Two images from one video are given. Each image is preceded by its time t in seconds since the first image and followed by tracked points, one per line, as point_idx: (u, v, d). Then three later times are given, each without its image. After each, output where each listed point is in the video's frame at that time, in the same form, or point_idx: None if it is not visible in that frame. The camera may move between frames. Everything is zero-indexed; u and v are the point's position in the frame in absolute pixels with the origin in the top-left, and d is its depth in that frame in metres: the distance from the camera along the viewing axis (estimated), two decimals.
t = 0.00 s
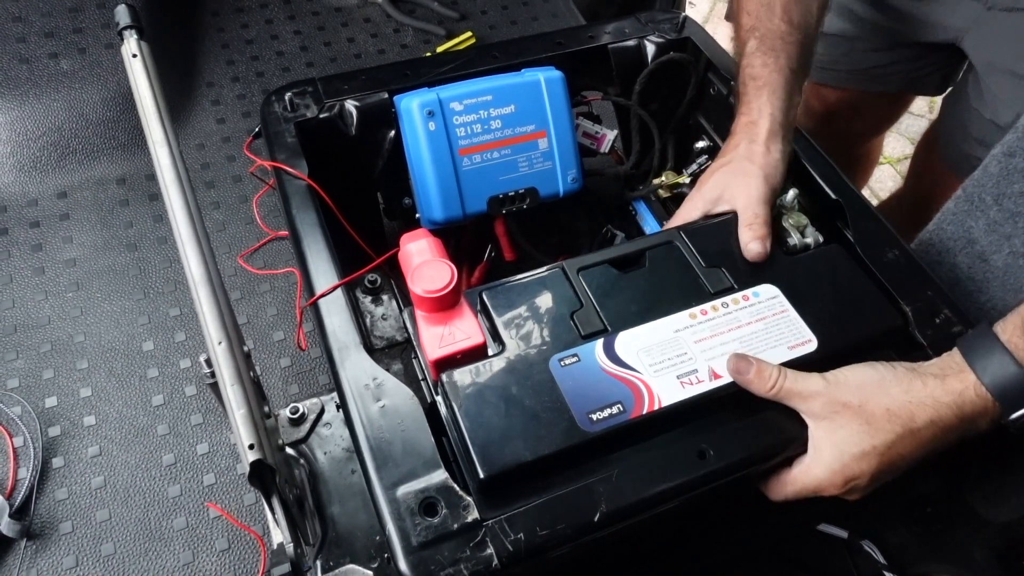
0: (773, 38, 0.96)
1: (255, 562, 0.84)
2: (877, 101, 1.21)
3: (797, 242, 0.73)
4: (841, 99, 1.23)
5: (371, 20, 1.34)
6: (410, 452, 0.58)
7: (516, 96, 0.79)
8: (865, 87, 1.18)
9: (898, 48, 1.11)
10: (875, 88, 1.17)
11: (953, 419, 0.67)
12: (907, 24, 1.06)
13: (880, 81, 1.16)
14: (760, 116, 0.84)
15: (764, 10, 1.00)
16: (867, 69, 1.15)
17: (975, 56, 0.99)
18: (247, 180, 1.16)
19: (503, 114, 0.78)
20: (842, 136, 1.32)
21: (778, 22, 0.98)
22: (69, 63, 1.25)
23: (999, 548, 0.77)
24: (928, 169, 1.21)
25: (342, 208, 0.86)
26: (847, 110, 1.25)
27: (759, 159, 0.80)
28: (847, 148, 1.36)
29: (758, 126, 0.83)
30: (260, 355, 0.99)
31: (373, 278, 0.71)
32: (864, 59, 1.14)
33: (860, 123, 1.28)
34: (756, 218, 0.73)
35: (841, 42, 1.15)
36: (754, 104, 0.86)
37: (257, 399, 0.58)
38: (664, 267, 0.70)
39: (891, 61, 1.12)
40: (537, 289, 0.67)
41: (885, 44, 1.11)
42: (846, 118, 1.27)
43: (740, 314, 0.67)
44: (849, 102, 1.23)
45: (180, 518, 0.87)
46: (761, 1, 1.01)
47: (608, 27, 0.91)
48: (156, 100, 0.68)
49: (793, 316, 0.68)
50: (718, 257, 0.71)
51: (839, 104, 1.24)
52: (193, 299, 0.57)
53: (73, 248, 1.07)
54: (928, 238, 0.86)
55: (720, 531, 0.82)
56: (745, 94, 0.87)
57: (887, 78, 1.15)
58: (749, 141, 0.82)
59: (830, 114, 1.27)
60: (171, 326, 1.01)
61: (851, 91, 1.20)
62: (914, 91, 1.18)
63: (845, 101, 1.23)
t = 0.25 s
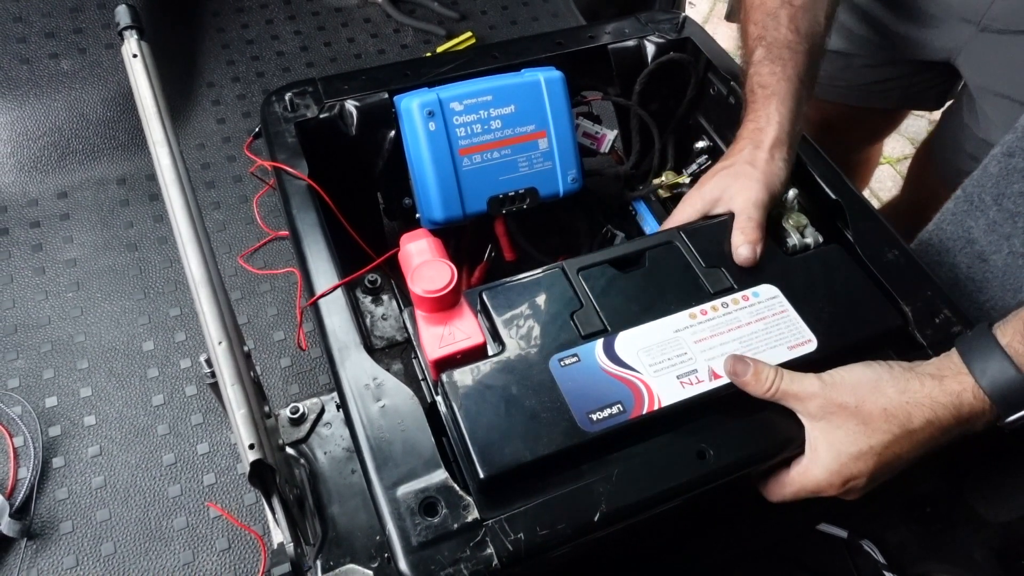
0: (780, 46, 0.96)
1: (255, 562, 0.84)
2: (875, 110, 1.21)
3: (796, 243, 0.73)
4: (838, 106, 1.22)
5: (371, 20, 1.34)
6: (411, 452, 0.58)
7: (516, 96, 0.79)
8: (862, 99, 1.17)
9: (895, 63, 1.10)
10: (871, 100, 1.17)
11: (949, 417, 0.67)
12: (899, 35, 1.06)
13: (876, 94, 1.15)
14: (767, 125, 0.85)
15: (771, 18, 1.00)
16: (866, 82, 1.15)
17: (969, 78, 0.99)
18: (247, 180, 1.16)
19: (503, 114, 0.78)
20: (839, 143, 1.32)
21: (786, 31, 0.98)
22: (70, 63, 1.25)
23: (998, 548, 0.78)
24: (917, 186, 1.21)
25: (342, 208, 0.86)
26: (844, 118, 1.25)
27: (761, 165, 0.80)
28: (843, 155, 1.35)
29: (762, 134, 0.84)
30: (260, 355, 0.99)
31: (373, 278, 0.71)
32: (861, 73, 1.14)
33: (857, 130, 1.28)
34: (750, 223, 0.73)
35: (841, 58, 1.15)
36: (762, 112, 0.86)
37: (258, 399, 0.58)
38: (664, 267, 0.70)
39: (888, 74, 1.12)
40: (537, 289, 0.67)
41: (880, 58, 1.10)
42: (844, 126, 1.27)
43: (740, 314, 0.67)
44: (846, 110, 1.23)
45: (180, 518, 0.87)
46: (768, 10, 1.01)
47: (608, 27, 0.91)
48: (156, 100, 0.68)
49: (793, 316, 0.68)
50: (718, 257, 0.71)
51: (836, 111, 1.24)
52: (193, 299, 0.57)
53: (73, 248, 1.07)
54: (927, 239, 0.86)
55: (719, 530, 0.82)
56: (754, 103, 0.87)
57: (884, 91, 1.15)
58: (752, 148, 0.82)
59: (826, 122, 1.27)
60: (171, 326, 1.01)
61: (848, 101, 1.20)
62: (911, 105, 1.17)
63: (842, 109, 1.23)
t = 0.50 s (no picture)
0: (781, 44, 0.95)
1: (255, 562, 0.84)
2: (883, 108, 1.21)
3: (796, 243, 0.73)
4: (846, 103, 1.23)
5: (371, 20, 1.34)
6: (411, 452, 0.58)
7: (516, 96, 0.79)
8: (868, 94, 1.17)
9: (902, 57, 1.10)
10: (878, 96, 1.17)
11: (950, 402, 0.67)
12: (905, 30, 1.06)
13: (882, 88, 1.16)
14: (767, 121, 0.84)
15: (773, 16, 0.99)
16: (874, 76, 1.15)
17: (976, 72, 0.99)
18: (247, 180, 1.16)
19: (503, 114, 0.78)
20: (844, 142, 1.32)
21: (788, 29, 0.97)
22: (69, 63, 1.25)
23: (999, 548, 0.77)
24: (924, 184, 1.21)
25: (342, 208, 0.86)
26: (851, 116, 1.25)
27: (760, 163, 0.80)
28: (849, 153, 1.36)
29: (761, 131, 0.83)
30: (260, 355, 0.99)
31: (373, 278, 0.71)
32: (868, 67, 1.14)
33: (864, 128, 1.28)
34: (749, 221, 0.73)
35: (849, 52, 1.15)
36: (762, 109, 0.85)
37: (258, 399, 0.58)
38: (664, 267, 0.70)
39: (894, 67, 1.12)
40: (537, 289, 0.67)
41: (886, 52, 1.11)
42: (850, 124, 1.28)
43: (739, 314, 0.67)
44: (854, 108, 1.23)
45: (180, 518, 0.87)
46: (772, 7, 1.00)
47: (608, 27, 0.91)
48: (156, 100, 0.68)
49: (793, 316, 0.68)
50: (717, 257, 0.71)
51: (843, 108, 1.24)
52: (193, 299, 0.57)
53: (73, 248, 1.07)
54: (927, 239, 0.86)
55: (720, 529, 0.82)
56: (753, 100, 0.86)
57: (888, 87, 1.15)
58: (752, 146, 0.81)
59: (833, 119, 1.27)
60: (171, 326, 1.01)
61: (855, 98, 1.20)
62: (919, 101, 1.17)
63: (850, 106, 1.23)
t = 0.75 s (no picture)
0: (772, 40, 0.94)
1: (255, 562, 0.84)
2: (888, 105, 1.21)
3: (796, 243, 0.72)
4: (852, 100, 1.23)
5: (371, 20, 1.34)
6: (410, 452, 0.58)
7: (516, 96, 0.79)
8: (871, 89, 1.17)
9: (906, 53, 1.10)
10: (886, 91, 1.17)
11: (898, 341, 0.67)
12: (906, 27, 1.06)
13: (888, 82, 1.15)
14: (759, 111, 0.84)
15: (766, 11, 0.97)
16: (879, 72, 1.14)
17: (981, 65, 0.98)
18: (247, 180, 1.16)
19: (503, 114, 0.78)
20: (846, 142, 1.32)
21: (780, 24, 0.96)
22: (69, 63, 1.25)
23: (999, 548, 0.78)
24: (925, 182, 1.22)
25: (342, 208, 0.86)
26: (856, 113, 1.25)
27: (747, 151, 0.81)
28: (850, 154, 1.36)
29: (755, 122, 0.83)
30: (260, 355, 0.99)
31: (373, 278, 0.71)
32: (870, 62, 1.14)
33: (867, 128, 1.28)
34: (728, 205, 0.74)
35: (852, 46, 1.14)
36: (755, 101, 0.85)
37: (258, 399, 0.58)
38: (664, 266, 0.70)
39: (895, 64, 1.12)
40: (537, 289, 0.67)
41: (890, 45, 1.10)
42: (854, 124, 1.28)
43: (739, 313, 0.67)
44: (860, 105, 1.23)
45: (180, 518, 0.87)
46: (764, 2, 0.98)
47: (608, 27, 0.91)
48: (156, 100, 0.68)
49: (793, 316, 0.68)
50: (717, 258, 0.71)
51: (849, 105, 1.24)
52: (193, 299, 0.57)
53: (72, 248, 1.07)
54: (927, 238, 0.86)
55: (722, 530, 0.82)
56: (744, 91, 0.86)
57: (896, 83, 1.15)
58: (740, 135, 0.82)
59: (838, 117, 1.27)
60: (171, 326, 1.01)
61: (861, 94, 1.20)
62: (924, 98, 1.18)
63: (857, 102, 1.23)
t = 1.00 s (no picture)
0: (750, 64, 0.90)
1: (255, 562, 0.84)
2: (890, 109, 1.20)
3: (794, 243, 0.72)
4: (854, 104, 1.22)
5: (371, 20, 1.34)
6: (410, 453, 0.58)
7: (516, 96, 0.79)
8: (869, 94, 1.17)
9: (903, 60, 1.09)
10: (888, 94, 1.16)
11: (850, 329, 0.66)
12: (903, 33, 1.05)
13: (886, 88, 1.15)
14: (730, 140, 0.83)
15: (743, 33, 0.92)
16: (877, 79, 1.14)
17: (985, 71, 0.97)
18: (247, 180, 1.16)
19: (503, 114, 0.78)
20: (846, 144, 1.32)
21: (759, 47, 0.92)
22: (69, 63, 1.25)
23: (999, 549, 0.79)
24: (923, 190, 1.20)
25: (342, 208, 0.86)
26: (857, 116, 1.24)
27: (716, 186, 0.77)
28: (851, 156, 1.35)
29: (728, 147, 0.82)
30: (260, 355, 0.99)
31: (373, 278, 0.71)
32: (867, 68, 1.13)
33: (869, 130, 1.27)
34: (681, 244, 0.70)
35: (852, 52, 1.13)
36: (726, 129, 0.84)
37: (258, 399, 0.58)
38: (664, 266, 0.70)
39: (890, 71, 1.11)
40: (538, 289, 0.67)
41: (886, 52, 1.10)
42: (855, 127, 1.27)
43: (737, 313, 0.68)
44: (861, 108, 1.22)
45: (180, 518, 0.87)
46: (742, 22, 0.93)
47: (608, 27, 0.91)
48: (156, 100, 0.68)
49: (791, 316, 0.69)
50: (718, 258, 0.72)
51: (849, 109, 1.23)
52: (192, 300, 0.57)
53: (72, 248, 1.07)
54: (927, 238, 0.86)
55: (724, 530, 0.82)
56: (716, 119, 0.86)
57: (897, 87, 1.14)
58: (709, 165, 0.80)
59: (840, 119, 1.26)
60: (170, 326, 1.01)
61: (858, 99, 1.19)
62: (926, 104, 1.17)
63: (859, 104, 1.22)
